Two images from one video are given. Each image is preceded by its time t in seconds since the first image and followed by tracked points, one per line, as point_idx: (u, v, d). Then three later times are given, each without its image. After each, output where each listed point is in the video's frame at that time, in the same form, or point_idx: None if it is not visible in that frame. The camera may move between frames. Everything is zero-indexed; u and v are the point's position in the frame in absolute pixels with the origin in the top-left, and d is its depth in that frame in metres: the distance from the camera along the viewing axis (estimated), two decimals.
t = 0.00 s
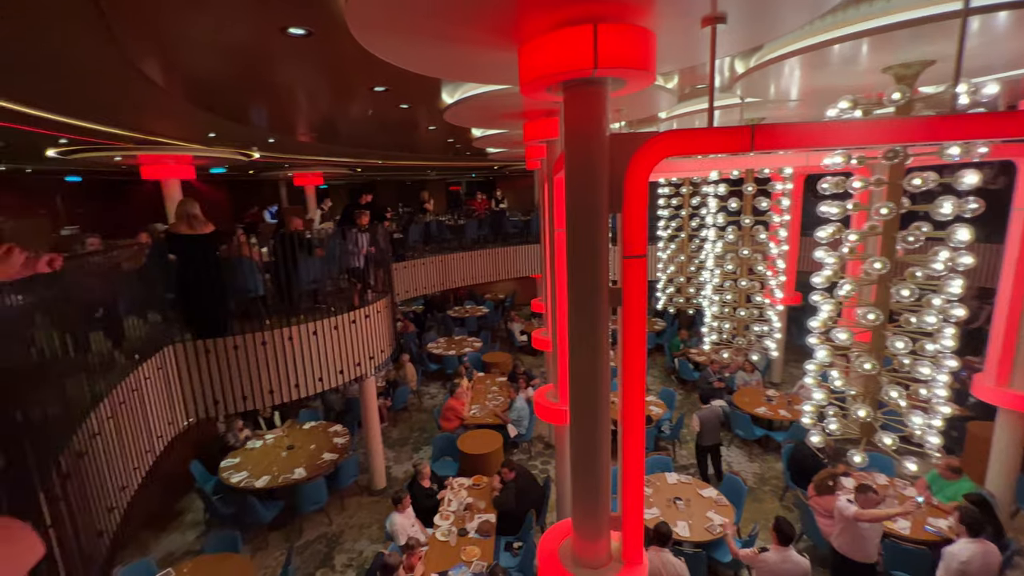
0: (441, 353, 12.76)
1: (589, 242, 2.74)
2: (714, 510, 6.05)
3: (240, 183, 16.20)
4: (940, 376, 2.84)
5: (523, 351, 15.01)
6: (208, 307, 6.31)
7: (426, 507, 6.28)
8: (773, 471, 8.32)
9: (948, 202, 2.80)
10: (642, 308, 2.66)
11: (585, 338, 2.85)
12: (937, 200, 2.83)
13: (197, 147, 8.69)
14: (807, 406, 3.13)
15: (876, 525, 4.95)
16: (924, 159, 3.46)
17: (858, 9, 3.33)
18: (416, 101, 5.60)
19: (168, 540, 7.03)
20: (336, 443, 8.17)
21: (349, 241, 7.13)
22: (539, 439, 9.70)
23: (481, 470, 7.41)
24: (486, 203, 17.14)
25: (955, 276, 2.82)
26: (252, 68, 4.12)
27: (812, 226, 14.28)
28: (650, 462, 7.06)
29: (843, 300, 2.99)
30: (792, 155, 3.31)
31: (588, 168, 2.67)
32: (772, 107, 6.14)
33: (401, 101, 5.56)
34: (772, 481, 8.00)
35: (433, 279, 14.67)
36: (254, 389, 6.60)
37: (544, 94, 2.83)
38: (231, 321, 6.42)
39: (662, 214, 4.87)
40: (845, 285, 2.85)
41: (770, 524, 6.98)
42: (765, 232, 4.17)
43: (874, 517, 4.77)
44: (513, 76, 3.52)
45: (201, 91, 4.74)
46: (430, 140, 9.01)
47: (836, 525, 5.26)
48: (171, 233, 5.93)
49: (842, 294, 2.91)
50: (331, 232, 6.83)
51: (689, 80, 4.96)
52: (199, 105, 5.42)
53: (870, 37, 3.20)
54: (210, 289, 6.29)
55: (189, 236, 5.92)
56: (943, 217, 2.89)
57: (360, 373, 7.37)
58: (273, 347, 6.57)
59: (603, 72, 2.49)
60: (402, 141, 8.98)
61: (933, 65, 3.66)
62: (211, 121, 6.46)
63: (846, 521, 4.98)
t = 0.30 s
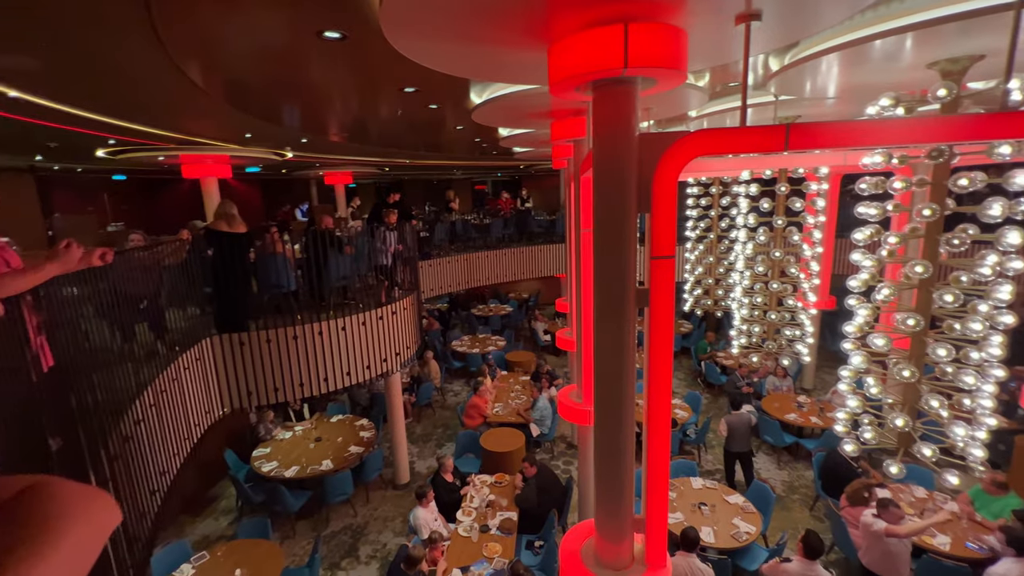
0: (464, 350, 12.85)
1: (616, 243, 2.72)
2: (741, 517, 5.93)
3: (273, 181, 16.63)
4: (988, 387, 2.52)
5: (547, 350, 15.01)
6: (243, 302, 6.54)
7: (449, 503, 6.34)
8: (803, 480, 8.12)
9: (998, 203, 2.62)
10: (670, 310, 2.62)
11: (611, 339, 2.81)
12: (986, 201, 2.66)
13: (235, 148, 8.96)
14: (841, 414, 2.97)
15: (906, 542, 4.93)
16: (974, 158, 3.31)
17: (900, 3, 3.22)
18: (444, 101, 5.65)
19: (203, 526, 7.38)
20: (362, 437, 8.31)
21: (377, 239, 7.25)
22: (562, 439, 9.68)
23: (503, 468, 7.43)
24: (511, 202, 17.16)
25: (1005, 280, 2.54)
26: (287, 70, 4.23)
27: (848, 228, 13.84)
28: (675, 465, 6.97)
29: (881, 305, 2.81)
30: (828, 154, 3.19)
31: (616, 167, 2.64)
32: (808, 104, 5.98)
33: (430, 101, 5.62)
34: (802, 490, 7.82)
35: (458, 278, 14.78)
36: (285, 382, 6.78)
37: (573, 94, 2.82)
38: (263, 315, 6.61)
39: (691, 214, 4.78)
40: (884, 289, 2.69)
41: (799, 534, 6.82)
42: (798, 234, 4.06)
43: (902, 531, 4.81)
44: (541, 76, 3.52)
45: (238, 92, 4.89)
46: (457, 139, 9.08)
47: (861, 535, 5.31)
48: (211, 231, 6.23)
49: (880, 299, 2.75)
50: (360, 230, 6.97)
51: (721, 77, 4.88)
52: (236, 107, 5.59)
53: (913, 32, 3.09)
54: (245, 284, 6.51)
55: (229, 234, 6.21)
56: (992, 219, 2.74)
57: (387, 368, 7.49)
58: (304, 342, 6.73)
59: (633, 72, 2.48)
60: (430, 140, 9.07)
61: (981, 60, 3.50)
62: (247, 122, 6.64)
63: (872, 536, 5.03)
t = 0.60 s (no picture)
0: (486, 349, 12.90)
1: (643, 242, 2.69)
2: (766, 525, 5.81)
3: (301, 180, 16.97)
4: None
5: (568, 351, 14.97)
6: (272, 298, 6.69)
7: (470, 500, 6.38)
8: (832, 490, 7.92)
9: None
10: (697, 312, 2.59)
11: (637, 339, 2.78)
12: None
13: (268, 148, 9.19)
14: (874, 422, 2.89)
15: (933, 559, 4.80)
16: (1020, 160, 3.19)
17: None
18: (471, 101, 5.69)
19: (232, 514, 7.59)
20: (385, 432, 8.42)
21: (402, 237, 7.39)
22: (582, 441, 9.64)
23: (523, 467, 7.44)
24: (534, 202, 17.13)
25: None
26: (317, 72, 4.32)
27: (883, 231, 13.40)
28: (698, 470, 6.88)
29: (919, 311, 2.70)
30: (863, 154, 3.08)
31: (644, 167, 2.62)
32: (842, 103, 5.82)
33: (456, 102, 5.66)
34: (831, 500, 7.63)
35: (480, 277, 14.85)
36: (312, 376, 6.92)
37: (601, 93, 2.80)
38: (291, 311, 6.76)
39: (718, 215, 4.71)
40: (922, 295, 2.58)
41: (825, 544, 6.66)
42: (831, 236, 3.96)
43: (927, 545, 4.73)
44: (568, 77, 3.52)
45: (271, 93, 5.00)
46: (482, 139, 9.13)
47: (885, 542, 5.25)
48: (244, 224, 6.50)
49: (918, 304, 2.63)
50: (386, 229, 7.12)
51: (752, 76, 4.80)
52: (268, 108, 5.73)
53: (956, 28, 2.99)
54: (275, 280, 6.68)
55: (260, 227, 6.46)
56: None
57: (409, 365, 7.59)
58: (331, 337, 6.86)
59: (663, 71, 2.45)
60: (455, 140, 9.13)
61: None
62: (278, 122, 6.80)
63: (896, 551, 4.91)
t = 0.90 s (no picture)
0: (504, 349, 12.93)
1: (667, 243, 2.66)
2: (788, 535, 5.69)
3: (324, 180, 17.26)
4: None
5: (586, 353, 14.91)
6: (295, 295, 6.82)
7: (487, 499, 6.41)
8: (858, 501, 7.72)
9: None
10: (720, 315, 2.55)
11: (658, 342, 2.75)
12: None
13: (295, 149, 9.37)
14: (905, 432, 2.80)
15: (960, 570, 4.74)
16: None
17: None
18: (494, 102, 5.71)
19: (255, 505, 7.75)
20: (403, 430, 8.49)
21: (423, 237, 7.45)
22: (600, 443, 9.59)
23: (540, 467, 7.43)
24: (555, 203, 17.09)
25: None
26: (344, 74, 4.38)
27: (916, 236, 12.99)
28: (718, 476, 6.79)
29: (954, 318, 2.61)
30: (895, 156, 2.99)
31: (668, 168, 2.59)
32: (874, 102, 5.68)
33: (479, 102, 5.68)
34: (857, 511, 7.44)
35: (500, 278, 14.88)
36: (334, 372, 7.02)
37: (626, 94, 2.79)
38: (314, 308, 6.88)
39: (743, 217, 4.63)
40: (957, 301, 2.50)
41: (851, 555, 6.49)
42: (860, 239, 3.87)
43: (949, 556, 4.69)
44: (591, 78, 3.51)
45: (298, 95, 5.10)
46: (504, 140, 9.14)
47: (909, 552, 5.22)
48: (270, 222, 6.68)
49: (953, 309, 2.55)
50: (408, 228, 7.17)
51: (780, 76, 4.72)
52: (296, 108, 5.84)
53: (995, 26, 2.89)
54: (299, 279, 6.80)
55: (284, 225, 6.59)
56: None
57: (428, 364, 7.65)
58: (353, 335, 6.95)
59: (691, 71, 2.42)
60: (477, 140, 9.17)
61: None
62: (304, 123, 6.92)
63: (918, 564, 4.92)
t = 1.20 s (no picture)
0: (520, 351, 12.93)
1: (688, 246, 2.63)
2: (809, 545, 5.58)
3: (345, 180, 17.49)
4: None
5: (602, 356, 14.84)
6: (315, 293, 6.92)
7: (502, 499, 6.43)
8: (882, 513, 7.54)
9: None
10: (742, 320, 2.51)
11: (677, 346, 2.73)
12: None
13: (317, 150, 9.53)
14: (933, 442, 2.72)
15: None
16: None
17: None
18: (513, 104, 5.73)
19: (274, 499, 7.88)
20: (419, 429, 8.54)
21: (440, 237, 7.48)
22: (616, 447, 9.53)
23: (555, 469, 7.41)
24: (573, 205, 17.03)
25: None
26: (366, 76, 4.44)
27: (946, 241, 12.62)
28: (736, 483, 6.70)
29: (988, 327, 2.53)
30: (924, 159, 2.91)
31: (690, 171, 2.56)
32: (903, 104, 5.54)
33: (498, 105, 5.70)
34: (881, 523, 7.26)
35: (516, 279, 14.89)
36: (352, 370, 7.09)
37: (647, 96, 2.77)
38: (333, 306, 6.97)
39: (765, 220, 4.56)
40: (991, 307, 2.42)
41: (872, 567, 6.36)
42: (887, 244, 3.77)
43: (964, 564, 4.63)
44: (612, 81, 3.50)
45: (322, 97, 5.18)
46: (522, 142, 9.16)
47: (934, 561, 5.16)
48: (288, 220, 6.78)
49: (985, 317, 2.49)
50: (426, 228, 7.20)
51: (804, 77, 4.65)
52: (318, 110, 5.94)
53: None
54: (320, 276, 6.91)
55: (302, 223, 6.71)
56: None
57: (445, 364, 7.69)
58: (372, 333, 7.02)
59: (713, 73, 2.39)
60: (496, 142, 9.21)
61: None
62: (326, 124, 7.03)
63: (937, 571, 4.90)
